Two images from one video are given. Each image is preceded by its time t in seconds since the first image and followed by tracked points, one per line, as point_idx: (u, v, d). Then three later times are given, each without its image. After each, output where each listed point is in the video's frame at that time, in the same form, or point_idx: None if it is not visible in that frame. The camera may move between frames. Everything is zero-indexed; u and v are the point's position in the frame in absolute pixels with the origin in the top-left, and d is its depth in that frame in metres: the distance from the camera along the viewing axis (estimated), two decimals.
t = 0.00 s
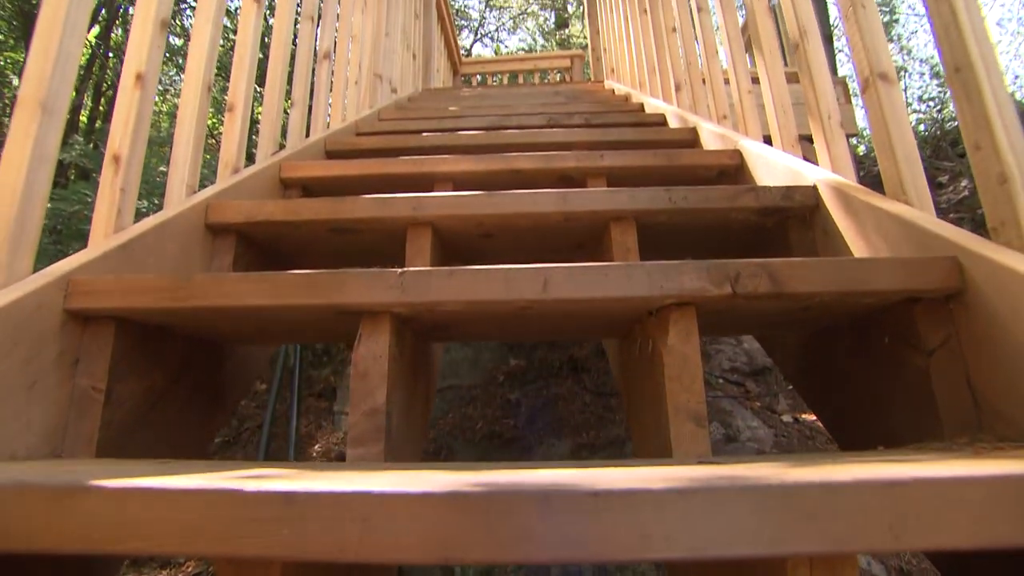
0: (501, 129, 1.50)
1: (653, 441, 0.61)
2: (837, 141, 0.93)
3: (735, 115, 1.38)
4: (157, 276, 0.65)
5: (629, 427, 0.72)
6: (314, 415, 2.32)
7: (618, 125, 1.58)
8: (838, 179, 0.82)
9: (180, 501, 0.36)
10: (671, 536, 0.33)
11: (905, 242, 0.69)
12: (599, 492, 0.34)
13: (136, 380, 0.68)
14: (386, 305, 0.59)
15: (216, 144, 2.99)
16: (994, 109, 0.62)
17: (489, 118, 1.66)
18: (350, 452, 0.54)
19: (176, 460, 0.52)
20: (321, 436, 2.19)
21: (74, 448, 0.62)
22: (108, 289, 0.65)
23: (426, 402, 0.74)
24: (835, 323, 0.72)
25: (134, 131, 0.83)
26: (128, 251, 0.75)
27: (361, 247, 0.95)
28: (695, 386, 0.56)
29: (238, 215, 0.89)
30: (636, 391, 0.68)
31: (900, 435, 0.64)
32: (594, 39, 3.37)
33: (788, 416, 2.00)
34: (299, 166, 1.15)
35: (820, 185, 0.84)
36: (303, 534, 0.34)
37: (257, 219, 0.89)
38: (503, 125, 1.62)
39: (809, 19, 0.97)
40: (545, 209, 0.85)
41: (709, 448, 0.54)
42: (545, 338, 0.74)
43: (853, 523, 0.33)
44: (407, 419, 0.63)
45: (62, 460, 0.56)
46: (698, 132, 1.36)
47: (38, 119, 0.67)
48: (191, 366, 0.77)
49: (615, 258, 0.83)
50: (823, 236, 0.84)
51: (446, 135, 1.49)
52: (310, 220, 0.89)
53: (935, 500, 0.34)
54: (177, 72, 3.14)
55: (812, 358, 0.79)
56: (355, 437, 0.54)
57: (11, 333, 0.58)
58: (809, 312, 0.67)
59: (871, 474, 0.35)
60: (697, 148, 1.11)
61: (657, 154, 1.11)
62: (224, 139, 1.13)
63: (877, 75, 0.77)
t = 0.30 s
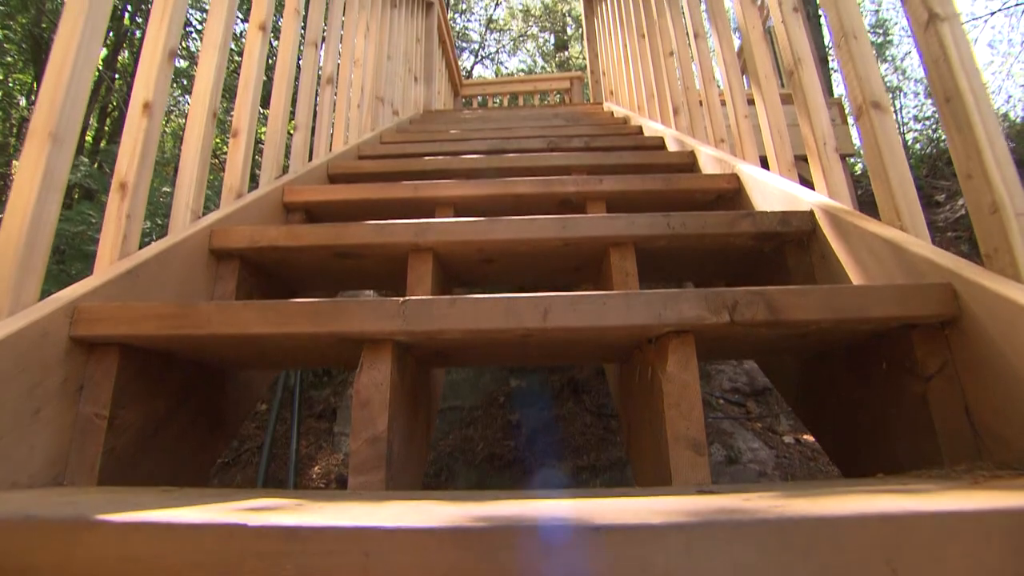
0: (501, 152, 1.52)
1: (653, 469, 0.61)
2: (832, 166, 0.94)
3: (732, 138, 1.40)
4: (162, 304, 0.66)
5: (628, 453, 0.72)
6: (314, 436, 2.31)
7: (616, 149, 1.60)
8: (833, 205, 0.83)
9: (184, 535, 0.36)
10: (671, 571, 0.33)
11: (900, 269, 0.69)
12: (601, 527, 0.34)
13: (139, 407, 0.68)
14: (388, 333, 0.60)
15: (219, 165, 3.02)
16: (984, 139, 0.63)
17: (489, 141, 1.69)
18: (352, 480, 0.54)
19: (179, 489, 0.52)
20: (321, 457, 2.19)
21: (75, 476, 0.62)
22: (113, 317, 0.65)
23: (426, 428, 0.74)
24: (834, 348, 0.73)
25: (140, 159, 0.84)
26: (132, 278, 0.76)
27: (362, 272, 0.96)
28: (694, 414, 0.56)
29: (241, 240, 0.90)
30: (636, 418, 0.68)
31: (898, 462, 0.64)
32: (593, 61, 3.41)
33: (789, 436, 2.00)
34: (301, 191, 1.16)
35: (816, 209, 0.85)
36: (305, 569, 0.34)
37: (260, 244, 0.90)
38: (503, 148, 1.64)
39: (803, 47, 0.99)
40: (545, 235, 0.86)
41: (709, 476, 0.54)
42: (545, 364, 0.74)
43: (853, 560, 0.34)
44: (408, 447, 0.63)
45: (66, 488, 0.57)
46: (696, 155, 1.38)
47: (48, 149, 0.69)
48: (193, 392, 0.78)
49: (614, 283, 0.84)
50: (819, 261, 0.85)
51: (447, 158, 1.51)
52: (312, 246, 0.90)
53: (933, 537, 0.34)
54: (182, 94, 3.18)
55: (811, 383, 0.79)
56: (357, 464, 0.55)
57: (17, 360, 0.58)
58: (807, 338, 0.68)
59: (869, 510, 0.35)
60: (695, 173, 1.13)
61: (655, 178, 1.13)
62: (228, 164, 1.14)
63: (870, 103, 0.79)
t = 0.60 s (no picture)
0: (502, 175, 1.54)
1: (654, 496, 0.61)
2: (830, 191, 0.95)
3: (731, 161, 1.42)
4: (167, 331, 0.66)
5: (630, 479, 0.72)
6: (314, 457, 2.30)
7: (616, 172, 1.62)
8: (830, 230, 0.84)
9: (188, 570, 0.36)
10: None
11: (897, 295, 0.70)
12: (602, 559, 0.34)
13: (142, 435, 0.69)
14: (389, 361, 0.60)
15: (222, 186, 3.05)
16: (975, 167, 0.64)
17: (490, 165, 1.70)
18: (354, 509, 0.54)
19: (181, 519, 0.52)
20: (321, 478, 2.19)
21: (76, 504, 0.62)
22: (119, 344, 0.66)
23: (428, 455, 0.74)
24: (833, 374, 0.73)
25: (147, 186, 0.85)
26: (136, 303, 0.77)
27: (365, 297, 0.97)
28: (694, 442, 0.56)
29: (245, 264, 0.91)
30: (637, 445, 0.68)
31: (900, 489, 0.64)
32: (592, 84, 3.46)
33: (791, 457, 2.01)
34: (304, 215, 1.18)
35: (814, 234, 0.86)
36: None
37: (263, 269, 0.91)
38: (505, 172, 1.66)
39: (799, 74, 1.01)
40: (545, 260, 0.87)
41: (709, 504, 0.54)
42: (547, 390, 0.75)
43: None
44: (410, 474, 0.64)
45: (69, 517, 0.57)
46: (695, 178, 1.39)
47: (57, 177, 0.70)
48: (196, 417, 0.78)
49: (616, 309, 0.84)
50: (818, 286, 0.86)
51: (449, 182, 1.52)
52: (314, 271, 0.90)
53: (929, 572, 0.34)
54: (188, 116, 3.23)
55: (811, 408, 0.79)
56: (359, 493, 0.55)
57: (22, 388, 0.59)
58: (805, 364, 0.68)
59: (867, 543, 0.35)
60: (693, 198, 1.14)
61: (654, 204, 1.14)
62: (232, 189, 1.16)
63: (865, 131, 0.80)
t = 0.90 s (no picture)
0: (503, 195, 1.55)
1: (655, 519, 0.61)
2: (827, 211, 0.96)
3: (729, 180, 1.43)
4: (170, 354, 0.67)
5: (631, 502, 0.72)
6: (314, 475, 2.29)
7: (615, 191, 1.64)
8: (827, 250, 0.85)
9: None
10: None
11: (894, 316, 0.71)
12: None
13: (144, 457, 0.69)
14: (391, 384, 0.61)
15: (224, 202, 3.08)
16: (969, 190, 0.65)
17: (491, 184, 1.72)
18: (355, 532, 0.54)
19: (183, 543, 0.52)
20: (320, 496, 2.17)
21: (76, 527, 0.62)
22: (122, 367, 0.67)
23: (428, 477, 0.74)
24: (832, 395, 0.74)
25: (151, 208, 0.86)
26: (140, 325, 0.77)
27: (366, 317, 0.97)
28: (694, 465, 0.57)
29: (247, 285, 0.92)
30: (637, 466, 0.68)
31: (900, 511, 0.64)
32: (592, 102, 3.50)
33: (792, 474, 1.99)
34: (306, 235, 1.18)
35: (811, 254, 0.87)
36: None
37: (264, 290, 0.92)
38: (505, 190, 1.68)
39: (794, 96, 1.03)
40: (545, 281, 0.88)
41: (709, 527, 0.54)
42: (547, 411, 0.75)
43: None
44: (410, 497, 0.64)
45: (69, 541, 0.57)
46: (694, 197, 1.41)
47: (64, 201, 0.71)
48: (197, 439, 0.78)
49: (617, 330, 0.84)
50: (816, 306, 0.86)
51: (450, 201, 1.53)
52: (316, 292, 0.91)
53: None
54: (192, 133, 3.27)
55: (811, 429, 0.80)
56: (360, 516, 0.55)
57: (26, 412, 0.59)
58: (803, 385, 0.69)
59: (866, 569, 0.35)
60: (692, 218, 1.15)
61: (653, 224, 1.15)
62: (235, 209, 1.17)
63: (860, 152, 0.81)
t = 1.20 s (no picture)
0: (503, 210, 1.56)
1: (656, 538, 0.61)
2: (826, 228, 0.97)
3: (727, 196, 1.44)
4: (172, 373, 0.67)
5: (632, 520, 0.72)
6: (313, 490, 2.28)
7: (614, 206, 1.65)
8: (826, 267, 0.86)
9: None
10: None
11: (892, 333, 0.71)
12: None
13: (145, 476, 0.69)
14: (391, 404, 0.61)
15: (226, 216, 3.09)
16: (964, 208, 0.66)
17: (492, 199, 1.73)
18: (355, 552, 0.54)
19: (183, 563, 0.52)
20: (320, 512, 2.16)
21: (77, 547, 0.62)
22: (124, 386, 0.67)
23: (428, 496, 0.74)
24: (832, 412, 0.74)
25: (154, 226, 0.87)
26: (142, 343, 0.78)
27: (366, 333, 0.98)
28: (694, 483, 0.57)
29: (249, 302, 0.93)
30: (637, 485, 0.68)
31: (902, 529, 0.64)
32: (592, 116, 3.53)
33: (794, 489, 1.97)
34: (307, 252, 1.19)
35: (810, 270, 0.87)
36: None
37: (266, 307, 0.92)
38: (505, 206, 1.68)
39: (791, 113, 1.04)
40: (544, 298, 0.88)
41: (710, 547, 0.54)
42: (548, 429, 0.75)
43: None
44: (411, 517, 0.64)
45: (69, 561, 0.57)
46: (693, 212, 1.41)
47: (68, 221, 0.72)
48: (198, 458, 0.78)
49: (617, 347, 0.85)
50: (815, 322, 0.87)
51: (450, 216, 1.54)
52: (316, 309, 0.92)
53: None
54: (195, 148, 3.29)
55: (811, 446, 0.80)
56: (360, 536, 0.55)
57: (28, 432, 0.60)
58: (804, 403, 0.69)
59: None
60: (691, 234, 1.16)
61: (652, 240, 1.15)
62: (237, 225, 1.18)
63: (856, 170, 0.82)
